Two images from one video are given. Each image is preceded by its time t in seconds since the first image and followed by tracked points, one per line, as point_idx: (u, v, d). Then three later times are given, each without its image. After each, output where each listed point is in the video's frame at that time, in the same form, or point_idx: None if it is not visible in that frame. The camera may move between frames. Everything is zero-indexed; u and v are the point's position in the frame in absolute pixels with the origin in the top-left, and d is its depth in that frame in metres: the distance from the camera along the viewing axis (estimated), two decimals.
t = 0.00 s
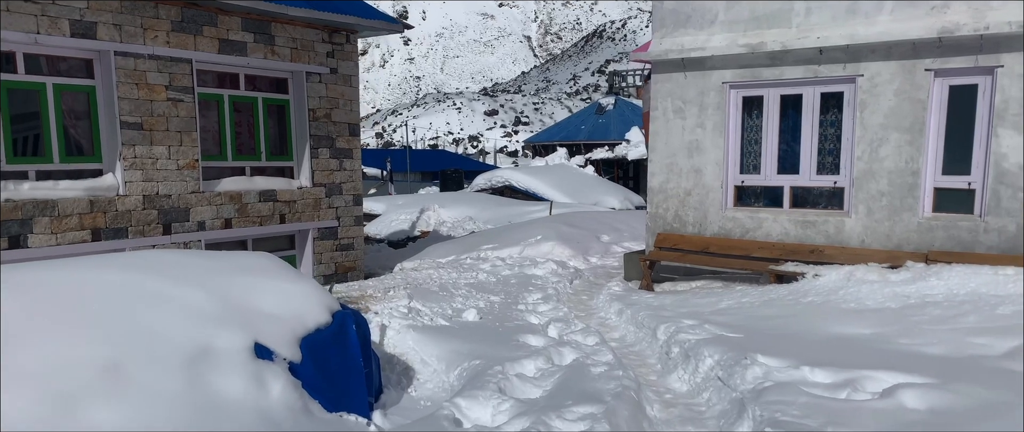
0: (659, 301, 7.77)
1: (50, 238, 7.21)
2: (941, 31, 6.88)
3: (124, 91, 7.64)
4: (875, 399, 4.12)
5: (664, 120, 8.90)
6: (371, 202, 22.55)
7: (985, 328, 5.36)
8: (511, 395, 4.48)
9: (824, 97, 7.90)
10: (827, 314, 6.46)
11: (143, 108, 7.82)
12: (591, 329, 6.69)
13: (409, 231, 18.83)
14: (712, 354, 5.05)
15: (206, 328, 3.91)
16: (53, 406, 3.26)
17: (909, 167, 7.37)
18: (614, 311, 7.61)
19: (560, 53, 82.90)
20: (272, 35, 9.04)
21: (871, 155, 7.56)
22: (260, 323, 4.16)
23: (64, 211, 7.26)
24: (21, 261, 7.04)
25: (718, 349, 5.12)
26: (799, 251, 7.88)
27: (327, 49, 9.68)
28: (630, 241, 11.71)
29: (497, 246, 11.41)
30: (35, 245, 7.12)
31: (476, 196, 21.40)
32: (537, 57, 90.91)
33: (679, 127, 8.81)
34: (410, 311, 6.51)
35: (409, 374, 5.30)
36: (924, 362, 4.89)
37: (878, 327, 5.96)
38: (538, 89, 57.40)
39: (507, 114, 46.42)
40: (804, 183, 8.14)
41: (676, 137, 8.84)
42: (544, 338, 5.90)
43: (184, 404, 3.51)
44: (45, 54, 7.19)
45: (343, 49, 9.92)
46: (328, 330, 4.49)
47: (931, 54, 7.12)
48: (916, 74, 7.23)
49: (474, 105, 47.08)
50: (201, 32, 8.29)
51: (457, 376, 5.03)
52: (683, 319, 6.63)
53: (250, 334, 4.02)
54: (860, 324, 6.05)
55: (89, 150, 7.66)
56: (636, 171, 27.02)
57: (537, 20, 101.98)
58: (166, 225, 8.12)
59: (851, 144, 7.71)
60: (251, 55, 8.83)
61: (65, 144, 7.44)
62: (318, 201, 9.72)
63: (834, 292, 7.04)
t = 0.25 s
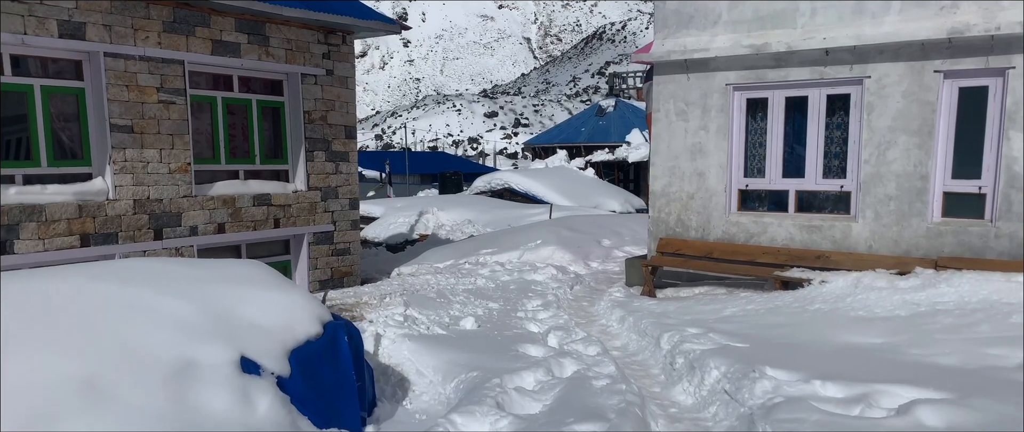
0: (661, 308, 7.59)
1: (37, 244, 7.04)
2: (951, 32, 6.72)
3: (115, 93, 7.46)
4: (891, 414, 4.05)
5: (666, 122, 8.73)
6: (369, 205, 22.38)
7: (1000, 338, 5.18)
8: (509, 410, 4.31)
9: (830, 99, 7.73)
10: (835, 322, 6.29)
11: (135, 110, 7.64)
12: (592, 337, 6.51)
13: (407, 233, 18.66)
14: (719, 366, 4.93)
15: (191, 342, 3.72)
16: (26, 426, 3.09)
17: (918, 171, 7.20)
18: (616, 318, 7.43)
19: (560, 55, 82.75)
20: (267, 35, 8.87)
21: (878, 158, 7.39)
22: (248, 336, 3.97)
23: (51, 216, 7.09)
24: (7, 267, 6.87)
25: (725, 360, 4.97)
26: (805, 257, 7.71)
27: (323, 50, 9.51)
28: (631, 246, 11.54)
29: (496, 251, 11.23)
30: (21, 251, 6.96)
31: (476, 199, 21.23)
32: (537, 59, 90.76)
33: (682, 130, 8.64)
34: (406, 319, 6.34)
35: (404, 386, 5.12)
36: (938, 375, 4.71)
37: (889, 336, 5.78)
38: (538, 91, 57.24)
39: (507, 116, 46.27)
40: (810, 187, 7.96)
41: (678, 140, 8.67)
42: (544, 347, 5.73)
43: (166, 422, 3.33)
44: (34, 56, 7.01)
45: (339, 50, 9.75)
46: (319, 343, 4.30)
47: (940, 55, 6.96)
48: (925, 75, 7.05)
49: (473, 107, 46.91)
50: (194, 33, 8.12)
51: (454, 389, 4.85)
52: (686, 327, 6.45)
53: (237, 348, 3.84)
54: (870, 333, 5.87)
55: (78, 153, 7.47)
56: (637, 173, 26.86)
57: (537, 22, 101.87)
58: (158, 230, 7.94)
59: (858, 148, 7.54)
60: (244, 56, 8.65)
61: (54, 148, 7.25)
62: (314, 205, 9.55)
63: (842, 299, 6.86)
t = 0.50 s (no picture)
0: (661, 311, 7.40)
1: (19, 245, 6.84)
2: (960, 27, 6.52)
3: (99, 91, 7.27)
4: (904, 424, 4.12)
5: (666, 121, 8.54)
6: (367, 206, 22.20)
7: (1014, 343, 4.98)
8: (501, 420, 4.12)
9: (834, 97, 7.54)
10: (840, 326, 6.09)
11: (120, 108, 7.45)
12: (590, 342, 6.31)
13: (404, 235, 18.54)
14: (722, 372, 4.82)
15: (160, 348, 3.56)
16: None
17: (925, 171, 7.01)
18: (614, 321, 7.24)
19: (560, 56, 82.60)
20: (258, 32, 8.68)
21: (884, 157, 7.20)
22: (226, 343, 3.79)
23: (34, 217, 6.89)
24: None
25: (728, 366, 4.87)
26: (809, 258, 7.51)
27: (316, 47, 9.32)
28: (631, 247, 11.34)
29: (493, 253, 11.04)
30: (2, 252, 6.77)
31: (474, 200, 21.04)
32: (537, 60, 90.58)
33: (682, 129, 8.45)
34: (398, 322, 6.14)
35: (393, 393, 4.91)
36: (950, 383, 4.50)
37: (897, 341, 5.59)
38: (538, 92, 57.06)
39: (507, 117, 46.08)
40: (813, 187, 7.77)
41: (679, 139, 8.48)
42: (540, 352, 5.54)
43: None
44: (16, 52, 6.80)
45: (332, 48, 9.56)
46: (301, 349, 4.08)
47: (947, 51, 6.76)
48: (932, 72, 6.87)
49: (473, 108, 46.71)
50: (182, 29, 7.92)
51: (445, 396, 4.65)
52: (687, 331, 6.25)
53: (209, 356, 3.64)
54: (877, 337, 5.68)
55: (63, 153, 7.26)
56: (637, 174, 26.67)
57: (537, 23, 101.70)
58: (145, 231, 7.74)
59: (863, 146, 7.35)
60: (234, 53, 8.46)
61: (37, 147, 7.03)
62: (307, 205, 9.35)
63: (847, 302, 6.66)
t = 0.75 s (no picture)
0: (659, 315, 7.20)
1: None
2: (965, 23, 6.34)
3: (82, 89, 7.08)
4: None
5: (664, 121, 8.36)
6: (363, 208, 22.02)
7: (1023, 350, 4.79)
8: (488, 431, 3.94)
9: (836, 96, 7.36)
10: (842, 331, 5.90)
11: (104, 107, 7.26)
12: (585, 347, 6.12)
13: (399, 238, 18.48)
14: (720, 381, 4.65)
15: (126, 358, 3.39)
16: None
17: (929, 171, 6.82)
18: (610, 326, 7.04)
19: (560, 58, 82.47)
20: (247, 30, 8.50)
21: (887, 157, 7.01)
22: (198, 351, 3.63)
23: (12, 218, 6.69)
24: None
25: (727, 375, 4.68)
26: (810, 261, 7.32)
27: (306, 46, 9.14)
28: (628, 249, 11.16)
29: (488, 255, 10.85)
30: None
31: (471, 202, 20.85)
32: (536, 63, 90.47)
33: (680, 129, 8.26)
34: (386, 327, 5.95)
35: (378, 401, 4.71)
36: (958, 392, 4.31)
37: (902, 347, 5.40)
38: (537, 94, 56.92)
39: (506, 119, 45.92)
40: (814, 188, 7.58)
41: (676, 139, 8.30)
42: (532, 358, 5.35)
43: None
44: None
45: (323, 46, 9.38)
46: (277, 357, 3.91)
47: (952, 49, 6.58)
48: (937, 70, 6.69)
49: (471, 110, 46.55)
50: (167, 27, 7.74)
51: (431, 405, 4.46)
52: (684, 337, 6.06)
53: (179, 365, 3.48)
54: (881, 343, 5.49)
55: (44, 153, 7.05)
56: (636, 176, 26.50)
57: (537, 25, 101.63)
58: (129, 233, 7.55)
59: (865, 147, 7.16)
60: (222, 52, 8.27)
61: (17, 148, 6.81)
62: (297, 207, 9.16)
63: (850, 306, 6.47)
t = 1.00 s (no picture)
0: (658, 322, 7.00)
1: None
2: (975, 22, 6.13)
3: (64, 90, 6.88)
4: None
5: (663, 122, 8.16)
6: (360, 210, 21.83)
7: None
8: None
9: (840, 96, 7.15)
10: (848, 341, 5.70)
11: (87, 109, 7.07)
12: (582, 358, 5.91)
13: (398, 239, 18.21)
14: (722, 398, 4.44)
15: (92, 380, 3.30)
16: None
17: (937, 174, 6.61)
18: (609, 333, 6.84)
19: (559, 60, 82.35)
20: (236, 29, 8.29)
21: (893, 160, 6.81)
22: (170, 368, 3.52)
23: None
24: None
25: (730, 389, 4.52)
26: (814, 267, 7.12)
27: (297, 45, 8.93)
28: (628, 253, 10.96)
29: (485, 259, 10.65)
30: None
31: (469, 204, 20.64)
32: (536, 64, 90.31)
33: (680, 130, 8.07)
34: (376, 336, 5.75)
35: (365, 416, 4.50)
36: (971, 408, 4.10)
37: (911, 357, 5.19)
38: (537, 96, 56.75)
39: (506, 121, 45.74)
40: (818, 191, 7.39)
41: (676, 141, 8.10)
42: (525, 370, 5.14)
43: None
44: None
45: (315, 46, 9.17)
46: (255, 373, 3.77)
47: (960, 48, 6.37)
48: (944, 70, 6.48)
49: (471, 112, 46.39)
50: (153, 26, 7.54)
51: (420, 420, 4.25)
52: (685, 346, 5.87)
53: (148, 384, 3.38)
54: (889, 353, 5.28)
55: (24, 155, 6.81)
56: (635, 178, 26.32)
57: (537, 26, 101.47)
58: (113, 238, 7.35)
59: (870, 149, 6.97)
60: (211, 52, 8.07)
61: None
62: (288, 210, 8.96)
63: (855, 314, 6.27)
